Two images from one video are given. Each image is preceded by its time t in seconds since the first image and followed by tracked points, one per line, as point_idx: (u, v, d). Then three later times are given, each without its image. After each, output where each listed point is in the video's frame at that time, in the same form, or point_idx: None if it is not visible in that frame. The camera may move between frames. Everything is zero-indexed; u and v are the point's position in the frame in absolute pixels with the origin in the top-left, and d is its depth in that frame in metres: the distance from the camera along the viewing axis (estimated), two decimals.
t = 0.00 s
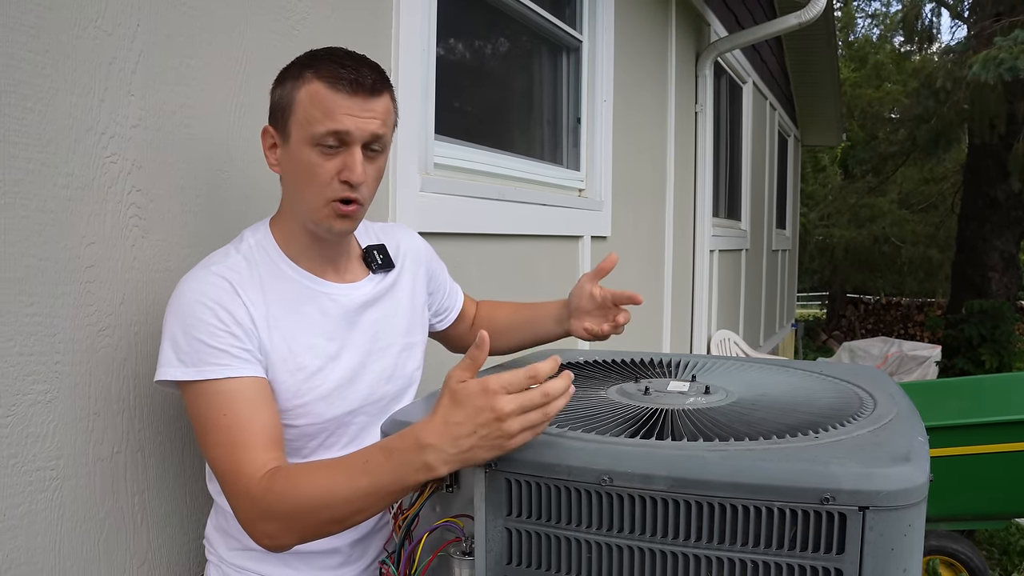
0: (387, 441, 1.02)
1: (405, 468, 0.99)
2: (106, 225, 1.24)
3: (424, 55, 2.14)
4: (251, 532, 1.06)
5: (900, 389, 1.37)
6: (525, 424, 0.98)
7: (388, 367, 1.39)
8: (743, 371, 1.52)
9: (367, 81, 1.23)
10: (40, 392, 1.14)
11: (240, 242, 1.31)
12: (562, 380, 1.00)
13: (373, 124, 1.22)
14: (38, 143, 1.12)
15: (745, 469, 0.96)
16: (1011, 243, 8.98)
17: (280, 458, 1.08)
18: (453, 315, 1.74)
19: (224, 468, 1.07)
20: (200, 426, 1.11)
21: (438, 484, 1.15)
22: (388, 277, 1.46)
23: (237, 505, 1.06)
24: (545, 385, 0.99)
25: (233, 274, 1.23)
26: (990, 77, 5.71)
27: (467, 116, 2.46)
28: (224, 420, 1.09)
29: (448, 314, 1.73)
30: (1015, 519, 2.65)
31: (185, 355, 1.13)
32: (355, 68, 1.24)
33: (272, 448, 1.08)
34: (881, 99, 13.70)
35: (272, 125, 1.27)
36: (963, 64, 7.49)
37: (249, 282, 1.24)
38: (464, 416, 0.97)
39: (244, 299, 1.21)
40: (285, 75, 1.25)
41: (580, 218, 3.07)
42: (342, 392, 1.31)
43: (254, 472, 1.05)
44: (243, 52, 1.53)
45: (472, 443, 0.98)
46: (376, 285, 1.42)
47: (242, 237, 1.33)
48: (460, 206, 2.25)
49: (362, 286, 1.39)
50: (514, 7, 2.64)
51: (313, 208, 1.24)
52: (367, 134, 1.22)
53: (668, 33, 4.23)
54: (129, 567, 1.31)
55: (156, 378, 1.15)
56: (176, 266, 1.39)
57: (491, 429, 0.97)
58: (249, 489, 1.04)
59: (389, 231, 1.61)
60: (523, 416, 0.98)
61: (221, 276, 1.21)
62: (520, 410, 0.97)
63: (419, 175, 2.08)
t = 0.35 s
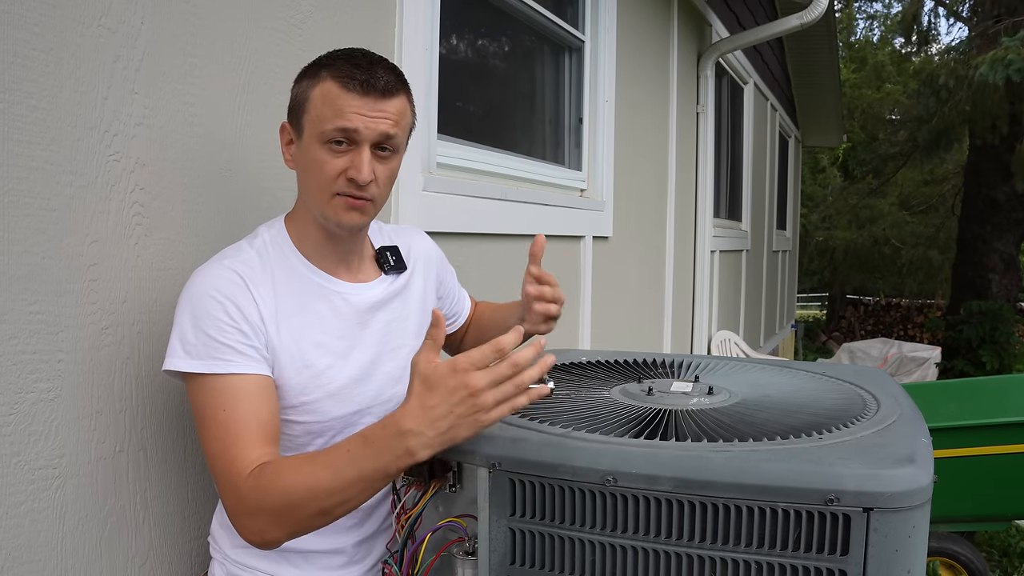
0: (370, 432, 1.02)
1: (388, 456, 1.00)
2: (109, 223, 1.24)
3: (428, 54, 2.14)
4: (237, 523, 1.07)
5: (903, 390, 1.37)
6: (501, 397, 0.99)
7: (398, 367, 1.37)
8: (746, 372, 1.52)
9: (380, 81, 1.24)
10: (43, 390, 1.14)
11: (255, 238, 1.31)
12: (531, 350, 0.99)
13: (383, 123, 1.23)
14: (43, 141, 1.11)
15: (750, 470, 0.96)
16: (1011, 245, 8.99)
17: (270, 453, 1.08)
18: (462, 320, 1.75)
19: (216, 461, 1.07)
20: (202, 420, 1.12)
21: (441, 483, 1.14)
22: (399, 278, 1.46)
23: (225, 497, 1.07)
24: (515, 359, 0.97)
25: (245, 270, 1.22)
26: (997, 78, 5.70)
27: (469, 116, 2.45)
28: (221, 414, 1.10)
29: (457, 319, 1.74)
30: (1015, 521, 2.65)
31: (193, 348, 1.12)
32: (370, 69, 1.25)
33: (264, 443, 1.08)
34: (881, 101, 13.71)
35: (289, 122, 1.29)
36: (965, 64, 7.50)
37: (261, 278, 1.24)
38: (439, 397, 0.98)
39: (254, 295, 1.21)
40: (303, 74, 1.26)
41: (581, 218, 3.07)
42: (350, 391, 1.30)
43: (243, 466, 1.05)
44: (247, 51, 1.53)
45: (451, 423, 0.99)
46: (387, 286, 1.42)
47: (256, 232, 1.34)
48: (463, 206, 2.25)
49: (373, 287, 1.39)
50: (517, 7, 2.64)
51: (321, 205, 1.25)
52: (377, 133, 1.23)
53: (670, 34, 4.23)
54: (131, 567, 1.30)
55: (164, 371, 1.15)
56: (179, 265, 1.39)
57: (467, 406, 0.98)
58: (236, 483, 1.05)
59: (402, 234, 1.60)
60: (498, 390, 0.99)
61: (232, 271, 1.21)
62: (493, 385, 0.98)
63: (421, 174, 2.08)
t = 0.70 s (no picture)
0: (375, 446, 1.02)
1: (391, 475, 0.99)
2: (108, 223, 1.24)
3: (427, 55, 2.14)
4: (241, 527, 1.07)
5: (902, 390, 1.37)
6: (508, 431, 0.97)
7: (395, 369, 1.39)
8: (745, 372, 1.52)
9: (388, 87, 1.24)
10: (42, 390, 1.14)
11: (254, 237, 1.31)
12: (543, 385, 0.96)
13: (390, 129, 1.23)
14: (42, 141, 1.12)
15: (747, 470, 0.96)
16: (1011, 245, 8.99)
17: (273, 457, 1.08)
18: (462, 322, 1.74)
19: (219, 464, 1.08)
20: (201, 421, 1.12)
21: (440, 483, 1.15)
22: (398, 278, 1.46)
23: (228, 500, 1.07)
24: (524, 392, 0.96)
25: (243, 270, 1.22)
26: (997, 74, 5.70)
27: (468, 116, 2.46)
28: (223, 416, 1.10)
29: (456, 320, 1.73)
30: (1015, 521, 2.65)
31: (192, 349, 1.12)
32: (377, 74, 1.25)
33: (266, 445, 1.08)
34: (881, 100, 13.71)
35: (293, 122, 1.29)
36: (965, 63, 7.50)
37: (260, 279, 1.24)
38: (446, 427, 0.96)
39: (254, 296, 1.22)
40: (308, 75, 1.26)
41: (581, 218, 3.07)
42: (347, 392, 1.30)
43: (246, 469, 1.06)
44: (246, 52, 1.53)
45: (457, 451, 0.97)
46: (387, 286, 1.42)
47: (256, 231, 1.34)
48: (462, 207, 2.25)
49: (373, 287, 1.39)
50: (517, 7, 2.64)
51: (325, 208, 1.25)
52: (384, 139, 1.23)
53: (670, 34, 4.23)
54: (130, 567, 1.30)
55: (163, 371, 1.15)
56: (177, 265, 1.39)
57: (473, 438, 0.97)
58: (239, 488, 1.05)
59: (402, 233, 1.60)
60: (504, 425, 0.96)
61: (231, 272, 1.21)
62: (501, 419, 0.96)
63: (421, 174, 2.08)
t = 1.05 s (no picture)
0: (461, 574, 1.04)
1: None
2: (105, 225, 1.24)
3: (424, 56, 2.14)
4: None
5: (899, 389, 1.37)
6: None
7: (393, 381, 1.42)
8: (743, 371, 1.52)
9: (363, 99, 1.18)
10: (40, 391, 1.14)
11: (242, 265, 1.28)
12: None
13: (372, 147, 1.18)
14: (39, 142, 1.12)
15: (742, 469, 0.96)
16: (1011, 244, 8.99)
17: (319, 519, 1.09)
18: (450, 312, 1.70)
19: (260, 526, 1.08)
20: (223, 475, 1.12)
21: (437, 482, 1.16)
22: (391, 286, 1.46)
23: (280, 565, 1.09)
24: None
25: (244, 311, 1.21)
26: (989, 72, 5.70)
27: (467, 116, 2.46)
28: (254, 475, 1.09)
29: (445, 310, 1.69)
30: (1015, 520, 2.65)
31: (203, 405, 1.12)
32: (349, 83, 1.19)
33: (305, 503, 1.09)
34: (881, 100, 13.71)
35: (262, 146, 1.22)
36: (962, 62, 7.50)
37: (260, 315, 1.23)
38: None
39: (259, 338, 1.21)
40: (274, 92, 1.19)
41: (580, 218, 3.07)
42: (351, 413, 1.34)
43: (298, 537, 1.07)
44: (243, 53, 1.54)
45: None
46: (382, 296, 1.43)
47: (242, 256, 1.31)
48: (460, 207, 2.25)
49: (370, 299, 1.40)
50: (515, 7, 2.65)
51: (315, 234, 1.21)
52: (368, 158, 1.18)
53: (668, 34, 4.24)
54: (129, 566, 1.31)
55: (171, 426, 1.14)
56: (175, 266, 1.39)
57: None
58: (291, 555, 1.07)
59: (390, 229, 1.59)
60: None
61: (233, 316, 1.18)
62: None
63: (419, 175, 2.08)
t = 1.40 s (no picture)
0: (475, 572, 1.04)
1: None
2: (106, 224, 1.24)
3: (425, 56, 2.14)
4: None
5: (901, 390, 1.37)
6: None
7: (394, 386, 1.42)
8: (744, 371, 1.52)
9: (354, 109, 1.17)
10: (41, 390, 1.14)
11: (236, 280, 1.27)
12: None
13: (365, 157, 1.18)
14: (40, 141, 1.12)
15: (744, 469, 0.96)
16: (1011, 244, 8.99)
17: (331, 534, 1.10)
18: (448, 310, 1.70)
19: (273, 546, 1.09)
20: (233, 498, 1.12)
21: (438, 482, 1.16)
22: (387, 290, 1.46)
23: None
24: None
25: (242, 331, 1.20)
26: (986, 75, 5.71)
27: (468, 116, 2.46)
28: (262, 497, 1.10)
29: (442, 308, 1.69)
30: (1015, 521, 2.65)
31: (205, 430, 1.12)
32: (339, 93, 1.18)
33: (316, 519, 1.10)
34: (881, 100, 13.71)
35: (252, 160, 1.22)
36: (960, 63, 7.50)
37: (257, 332, 1.23)
38: None
39: (258, 357, 1.20)
40: (264, 106, 1.19)
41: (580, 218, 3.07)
42: (354, 421, 1.34)
43: (308, 552, 1.07)
44: (244, 52, 1.53)
45: None
46: (378, 301, 1.43)
47: (235, 270, 1.30)
48: (461, 208, 2.25)
49: (368, 305, 1.40)
50: (515, 7, 2.64)
51: (312, 248, 1.22)
52: (362, 168, 1.18)
53: (669, 34, 4.23)
54: (130, 566, 1.31)
55: (173, 452, 1.14)
56: (176, 265, 1.39)
57: None
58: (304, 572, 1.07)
59: (385, 230, 1.59)
60: None
61: (230, 337, 1.18)
62: None
63: (420, 175, 2.08)
